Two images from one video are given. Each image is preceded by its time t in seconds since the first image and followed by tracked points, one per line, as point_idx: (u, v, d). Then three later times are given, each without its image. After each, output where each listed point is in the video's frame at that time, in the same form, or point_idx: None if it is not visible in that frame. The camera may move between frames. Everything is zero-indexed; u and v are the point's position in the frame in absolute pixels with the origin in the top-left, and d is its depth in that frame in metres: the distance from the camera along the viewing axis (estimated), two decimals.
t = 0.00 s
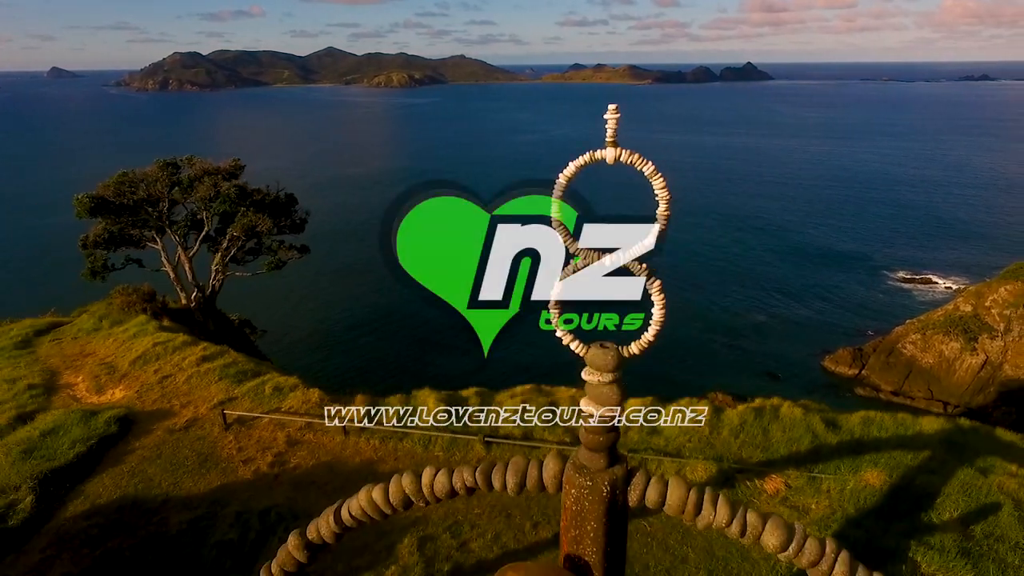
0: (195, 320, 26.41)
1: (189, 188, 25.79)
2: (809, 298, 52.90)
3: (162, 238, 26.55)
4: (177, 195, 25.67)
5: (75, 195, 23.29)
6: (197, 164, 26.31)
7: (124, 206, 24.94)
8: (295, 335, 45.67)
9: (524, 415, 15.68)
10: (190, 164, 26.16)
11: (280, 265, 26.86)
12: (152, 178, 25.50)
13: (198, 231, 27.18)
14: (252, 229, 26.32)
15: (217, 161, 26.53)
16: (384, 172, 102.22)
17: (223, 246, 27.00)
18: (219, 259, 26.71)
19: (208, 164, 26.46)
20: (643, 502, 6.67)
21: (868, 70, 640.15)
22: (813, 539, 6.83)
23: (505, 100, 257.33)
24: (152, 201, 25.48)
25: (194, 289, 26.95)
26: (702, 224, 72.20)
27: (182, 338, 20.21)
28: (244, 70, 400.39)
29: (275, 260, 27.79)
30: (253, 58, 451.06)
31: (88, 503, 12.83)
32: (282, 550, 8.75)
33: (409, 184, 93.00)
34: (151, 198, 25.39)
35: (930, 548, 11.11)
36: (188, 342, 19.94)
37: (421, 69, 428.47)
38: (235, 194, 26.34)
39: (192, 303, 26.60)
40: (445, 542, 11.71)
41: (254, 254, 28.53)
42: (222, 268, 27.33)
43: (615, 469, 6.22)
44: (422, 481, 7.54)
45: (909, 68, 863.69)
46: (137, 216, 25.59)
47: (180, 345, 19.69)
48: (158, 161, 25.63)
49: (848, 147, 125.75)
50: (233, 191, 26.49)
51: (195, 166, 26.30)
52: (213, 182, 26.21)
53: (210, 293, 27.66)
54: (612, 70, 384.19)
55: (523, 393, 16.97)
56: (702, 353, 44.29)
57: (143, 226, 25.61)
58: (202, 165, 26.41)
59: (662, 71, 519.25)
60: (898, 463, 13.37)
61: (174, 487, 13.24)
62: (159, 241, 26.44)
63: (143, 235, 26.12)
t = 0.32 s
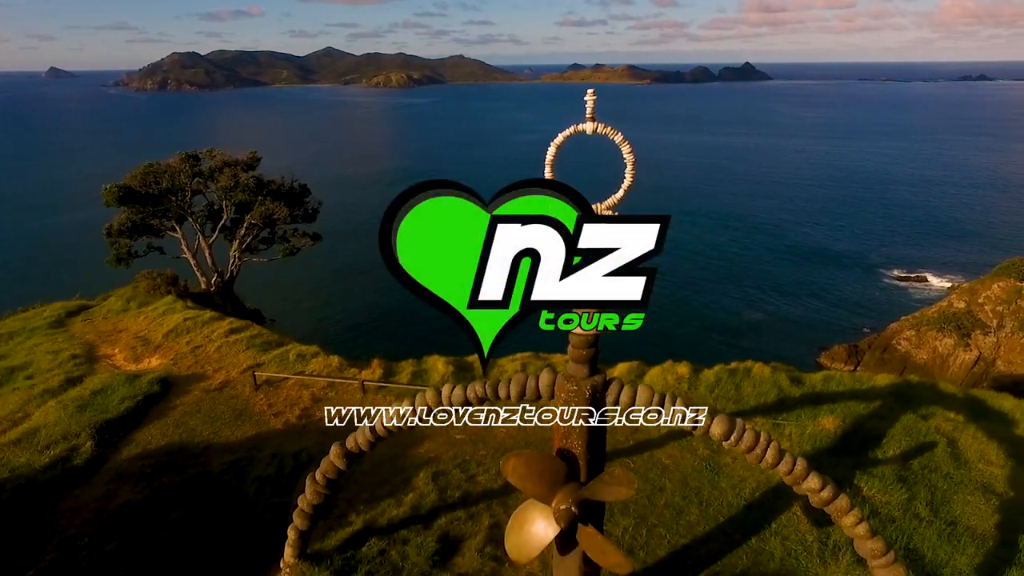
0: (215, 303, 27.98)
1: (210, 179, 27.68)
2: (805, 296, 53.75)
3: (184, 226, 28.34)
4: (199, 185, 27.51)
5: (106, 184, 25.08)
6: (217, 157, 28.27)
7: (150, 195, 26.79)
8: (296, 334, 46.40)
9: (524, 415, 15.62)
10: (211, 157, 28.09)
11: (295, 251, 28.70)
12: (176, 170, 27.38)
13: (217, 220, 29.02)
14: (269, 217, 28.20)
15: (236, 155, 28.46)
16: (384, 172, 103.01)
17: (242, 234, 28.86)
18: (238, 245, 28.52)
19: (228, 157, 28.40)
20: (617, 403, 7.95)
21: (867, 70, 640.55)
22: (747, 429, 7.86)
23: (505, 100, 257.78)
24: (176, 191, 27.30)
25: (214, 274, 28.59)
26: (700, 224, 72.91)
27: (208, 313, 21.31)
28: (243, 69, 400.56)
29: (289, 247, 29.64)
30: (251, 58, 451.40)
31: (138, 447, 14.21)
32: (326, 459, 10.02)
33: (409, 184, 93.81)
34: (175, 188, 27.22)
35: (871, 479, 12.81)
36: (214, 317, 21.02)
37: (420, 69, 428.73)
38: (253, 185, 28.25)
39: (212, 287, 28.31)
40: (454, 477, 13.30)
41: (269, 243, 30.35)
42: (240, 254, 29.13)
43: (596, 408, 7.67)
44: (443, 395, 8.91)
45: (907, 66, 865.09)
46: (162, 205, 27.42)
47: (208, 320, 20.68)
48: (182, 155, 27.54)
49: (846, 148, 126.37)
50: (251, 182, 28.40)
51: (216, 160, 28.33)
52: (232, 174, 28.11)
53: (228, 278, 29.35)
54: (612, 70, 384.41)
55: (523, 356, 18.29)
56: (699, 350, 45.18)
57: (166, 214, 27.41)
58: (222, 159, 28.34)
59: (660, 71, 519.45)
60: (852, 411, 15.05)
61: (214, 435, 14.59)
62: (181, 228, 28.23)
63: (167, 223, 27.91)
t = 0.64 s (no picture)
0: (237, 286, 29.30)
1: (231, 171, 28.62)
2: (803, 294, 54.78)
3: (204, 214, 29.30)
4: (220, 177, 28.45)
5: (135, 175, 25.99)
6: (237, 149, 29.15)
7: (175, 185, 27.76)
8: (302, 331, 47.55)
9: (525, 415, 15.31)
10: (231, 149, 28.98)
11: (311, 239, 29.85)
12: (198, 161, 28.24)
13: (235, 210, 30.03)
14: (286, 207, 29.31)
15: (255, 147, 29.39)
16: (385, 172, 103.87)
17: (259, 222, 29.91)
18: (256, 232, 29.69)
19: (247, 149, 29.32)
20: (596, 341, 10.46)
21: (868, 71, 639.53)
22: (698, 353, 10.29)
23: (505, 100, 258.12)
24: (198, 181, 28.24)
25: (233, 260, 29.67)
26: (699, 224, 73.93)
27: (235, 292, 23.13)
28: (243, 69, 400.99)
29: (304, 235, 30.76)
30: (252, 58, 452.04)
31: (183, 398, 16.11)
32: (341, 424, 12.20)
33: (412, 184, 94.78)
34: (197, 179, 28.14)
35: (822, 420, 14.65)
36: (240, 294, 22.84)
37: (420, 69, 428.90)
38: (272, 177, 29.25)
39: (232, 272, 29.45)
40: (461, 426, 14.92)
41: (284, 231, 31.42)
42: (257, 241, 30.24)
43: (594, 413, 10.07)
44: (454, 334, 10.50)
45: (908, 66, 865.05)
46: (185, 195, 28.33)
47: (235, 298, 22.35)
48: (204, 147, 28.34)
49: (846, 148, 127.02)
50: (269, 174, 29.42)
51: (236, 152, 29.25)
52: (252, 166, 29.07)
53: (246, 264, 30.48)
54: (613, 70, 384.62)
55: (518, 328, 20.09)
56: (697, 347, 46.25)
57: (190, 204, 28.41)
58: (242, 151, 29.22)
59: (660, 72, 519.65)
60: (811, 367, 16.81)
61: (248, 389, 16.40)
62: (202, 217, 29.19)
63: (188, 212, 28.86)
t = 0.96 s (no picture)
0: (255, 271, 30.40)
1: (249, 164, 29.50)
2: (800, 292, 55.82)
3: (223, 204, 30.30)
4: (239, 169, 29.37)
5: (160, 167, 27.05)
6: (254, 142, 30.01)
7: (195, 177, 28.77)
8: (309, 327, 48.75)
9: (524, 415, 14.75)
10: (248, 142, 29.87)
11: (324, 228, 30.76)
12: (218, 154, 29.19)
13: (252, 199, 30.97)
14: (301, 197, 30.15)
15: (271, 140, 30.22)
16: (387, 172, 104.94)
17: (274, 212, 30.85)
18: (272, 221, 30.66)
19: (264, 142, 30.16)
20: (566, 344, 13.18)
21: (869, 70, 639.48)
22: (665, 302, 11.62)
23: (506, 100, 258.92)
24: (218, 173, 29.19)
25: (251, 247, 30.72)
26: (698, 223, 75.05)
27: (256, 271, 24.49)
28: (244, 70, 401.76)
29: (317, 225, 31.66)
30: (252, 58, 452.82)
31: (218, 358, 17.58)
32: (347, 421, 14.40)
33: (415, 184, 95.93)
34: (217, 170, 29.09)
35: (778, 372, 15.88)
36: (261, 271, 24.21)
37: (420, 69, 429.79)
38: (288, 169, 30.06)
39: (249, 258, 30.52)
40: (462, 376, 16.44)
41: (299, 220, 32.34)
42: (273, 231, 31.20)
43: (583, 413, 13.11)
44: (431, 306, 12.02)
45: (910, 64, 865.08)
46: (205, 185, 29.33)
47: (257, 275, 23.49)
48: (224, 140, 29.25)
49: (845, 148, 127.98)
50: (285, 166, 30.25)
51: (254, 145, 30.10)
52: (268, 158, 29.92)
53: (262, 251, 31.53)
54: (613, 71, 385.29)
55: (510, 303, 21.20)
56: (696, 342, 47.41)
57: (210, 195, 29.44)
58: (259, 144, 30.09)
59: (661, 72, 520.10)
60: (773, 330, 17.93)
61: (275, 352, 17.80)
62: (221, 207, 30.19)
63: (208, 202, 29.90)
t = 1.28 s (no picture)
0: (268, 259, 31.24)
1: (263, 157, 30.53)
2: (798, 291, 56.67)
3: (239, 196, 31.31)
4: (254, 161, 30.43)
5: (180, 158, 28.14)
6: (269, 138, 31.09)
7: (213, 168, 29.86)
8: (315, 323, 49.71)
9: (524, 414, 13.77)
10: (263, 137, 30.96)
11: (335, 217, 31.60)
12: (235, 147, 30.29)
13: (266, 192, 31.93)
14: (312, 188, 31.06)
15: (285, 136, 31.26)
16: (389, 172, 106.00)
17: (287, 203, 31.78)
18: (285, 212, 31.57)
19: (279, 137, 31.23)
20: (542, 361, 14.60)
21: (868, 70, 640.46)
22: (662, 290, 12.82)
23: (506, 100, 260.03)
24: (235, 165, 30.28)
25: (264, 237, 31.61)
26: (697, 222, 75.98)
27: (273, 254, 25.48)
28: (245, 70, 403.43)
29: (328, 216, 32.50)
30: (253, 58, 454.17)
31: (245, 325, 18.61)
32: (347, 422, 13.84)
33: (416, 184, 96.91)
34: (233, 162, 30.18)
35: (739, 333, 16.91)
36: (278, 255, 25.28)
37: (421, 68, 431.45)
38: (300, 161, 31.03)
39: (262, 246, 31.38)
40: (464, 337, 17.38)
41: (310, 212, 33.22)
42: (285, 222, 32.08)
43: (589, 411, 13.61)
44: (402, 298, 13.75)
45: (910, 64, 865.61)
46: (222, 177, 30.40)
47: (276, 257, 24.45)
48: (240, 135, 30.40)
49: (843, 148, 128.99)
50: (298, 159, 31.21)
51: (269, 139, 31.14)
52: (282, 152, 30.93)
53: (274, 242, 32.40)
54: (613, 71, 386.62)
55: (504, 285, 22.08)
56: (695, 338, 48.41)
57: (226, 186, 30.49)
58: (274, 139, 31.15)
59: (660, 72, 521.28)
60: (738, 299, 18.77)
61: (296, 321, 18.78)
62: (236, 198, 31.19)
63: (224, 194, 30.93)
